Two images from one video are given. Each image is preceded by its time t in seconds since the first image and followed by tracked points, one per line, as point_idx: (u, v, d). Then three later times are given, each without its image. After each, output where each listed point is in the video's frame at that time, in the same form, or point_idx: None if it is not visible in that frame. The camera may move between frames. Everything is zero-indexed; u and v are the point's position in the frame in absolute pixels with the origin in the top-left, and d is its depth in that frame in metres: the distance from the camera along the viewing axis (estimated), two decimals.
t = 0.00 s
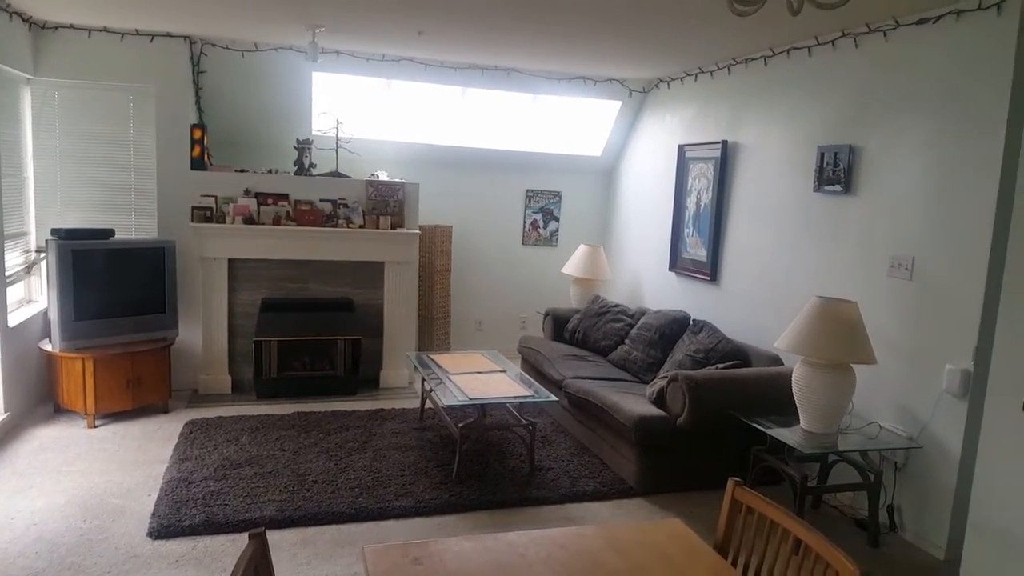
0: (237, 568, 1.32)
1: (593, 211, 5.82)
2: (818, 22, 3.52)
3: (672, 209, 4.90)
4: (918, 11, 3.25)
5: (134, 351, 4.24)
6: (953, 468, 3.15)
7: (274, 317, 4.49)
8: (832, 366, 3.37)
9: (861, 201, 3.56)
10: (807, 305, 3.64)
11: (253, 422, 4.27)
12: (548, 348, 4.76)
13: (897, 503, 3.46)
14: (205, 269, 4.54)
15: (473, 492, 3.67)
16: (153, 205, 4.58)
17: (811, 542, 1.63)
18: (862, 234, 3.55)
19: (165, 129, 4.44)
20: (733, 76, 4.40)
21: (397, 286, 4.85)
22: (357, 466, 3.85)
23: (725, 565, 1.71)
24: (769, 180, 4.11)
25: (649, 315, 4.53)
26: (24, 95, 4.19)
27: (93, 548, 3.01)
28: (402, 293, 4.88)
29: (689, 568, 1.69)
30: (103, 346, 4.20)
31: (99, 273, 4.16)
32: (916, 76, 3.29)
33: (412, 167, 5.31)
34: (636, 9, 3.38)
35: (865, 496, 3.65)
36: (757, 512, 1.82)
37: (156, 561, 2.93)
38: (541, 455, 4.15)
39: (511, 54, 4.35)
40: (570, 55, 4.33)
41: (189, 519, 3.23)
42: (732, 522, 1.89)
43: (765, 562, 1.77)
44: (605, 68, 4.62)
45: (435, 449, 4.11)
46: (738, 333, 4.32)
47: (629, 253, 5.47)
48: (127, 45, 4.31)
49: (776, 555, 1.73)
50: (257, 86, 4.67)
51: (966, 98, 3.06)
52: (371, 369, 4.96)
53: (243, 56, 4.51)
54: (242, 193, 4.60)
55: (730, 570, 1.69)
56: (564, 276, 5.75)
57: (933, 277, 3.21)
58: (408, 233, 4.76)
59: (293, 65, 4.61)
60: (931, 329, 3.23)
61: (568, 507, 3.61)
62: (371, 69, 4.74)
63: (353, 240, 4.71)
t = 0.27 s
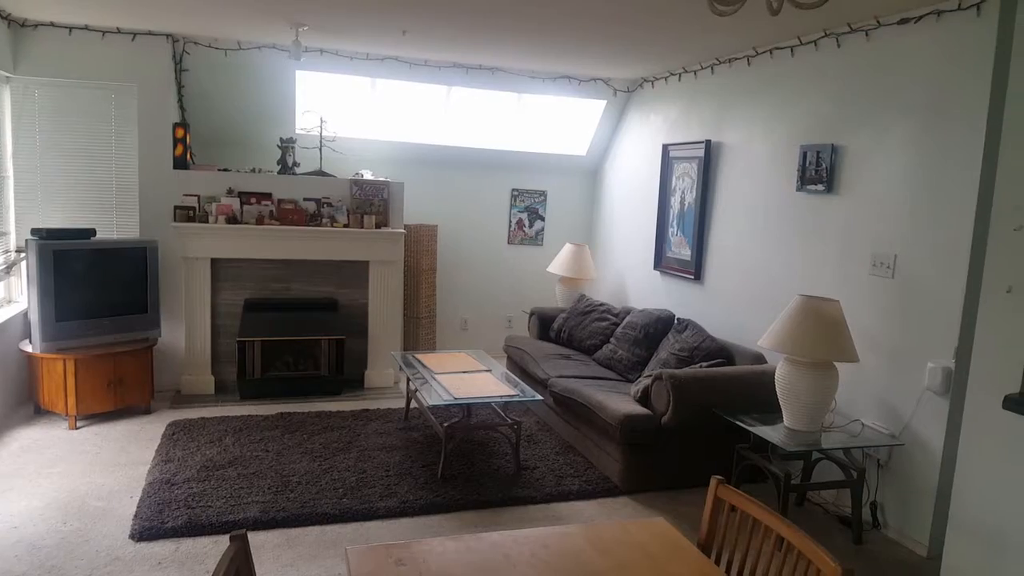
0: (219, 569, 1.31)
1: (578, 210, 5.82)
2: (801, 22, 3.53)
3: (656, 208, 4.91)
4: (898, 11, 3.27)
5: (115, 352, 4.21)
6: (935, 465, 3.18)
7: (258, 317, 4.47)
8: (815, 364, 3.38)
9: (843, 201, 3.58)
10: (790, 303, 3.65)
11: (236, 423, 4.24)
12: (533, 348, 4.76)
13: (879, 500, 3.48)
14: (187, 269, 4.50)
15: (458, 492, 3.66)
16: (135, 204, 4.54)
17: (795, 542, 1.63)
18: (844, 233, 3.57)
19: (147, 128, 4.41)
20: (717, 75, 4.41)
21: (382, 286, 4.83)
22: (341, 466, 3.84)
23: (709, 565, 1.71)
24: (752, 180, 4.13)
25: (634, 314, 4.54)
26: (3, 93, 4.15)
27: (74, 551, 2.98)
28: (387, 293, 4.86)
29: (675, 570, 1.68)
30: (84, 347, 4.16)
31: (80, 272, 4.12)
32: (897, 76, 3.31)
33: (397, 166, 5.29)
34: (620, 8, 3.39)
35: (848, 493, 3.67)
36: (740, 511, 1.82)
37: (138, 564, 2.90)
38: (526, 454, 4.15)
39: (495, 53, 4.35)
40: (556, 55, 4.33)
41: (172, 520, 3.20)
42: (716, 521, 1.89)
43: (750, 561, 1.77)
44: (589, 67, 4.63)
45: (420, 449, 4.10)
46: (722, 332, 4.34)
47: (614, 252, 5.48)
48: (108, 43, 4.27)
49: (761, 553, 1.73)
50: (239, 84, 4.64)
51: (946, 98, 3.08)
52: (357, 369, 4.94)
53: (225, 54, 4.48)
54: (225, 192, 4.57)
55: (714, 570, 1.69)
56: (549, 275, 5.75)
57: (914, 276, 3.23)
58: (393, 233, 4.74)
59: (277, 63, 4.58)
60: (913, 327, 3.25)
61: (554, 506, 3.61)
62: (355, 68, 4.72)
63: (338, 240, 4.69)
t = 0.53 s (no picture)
0: (207, 570, 1.30)
1: (567, 210, 5.83)
2: (789, 23, 3.54)
3: (645, 209, 4.91)
4: (885, 13, 3.28)
5: (104, 352, 4.20)
6: (923, 464, 3.19)
7: (247, 317, 4.46)
8: (804, 364, 3.39)
9: (831, 201, 3.59)
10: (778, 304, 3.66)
11: (225, 423, 4.23)
12: (523, 348, 4.75)
13: (868, 500, 3.49)
14: (176, 270, 4.49)
15: (448, 492, 3.66)
16: (123, 205, 4.53)
17: (784, 542, 1.63)
18: (832, 233, 3.58)
19: (135, 128, 4.40)
20: (705, 76, 4.42)
21: (372, 286, 4.83)
22: (330, 467, 3.83)
23: (698, 565, 1.71)
24: (741, 180, 4.13)
25: (623, 314, 4.54)
26: None
27: (62, 552, 2.96)
28: (377, 293, 4.86)
29: (665, 570, 1.68)
30: (72, 347, 4.14)
31: (68, 273, 4.11)
32: (885, 77, 3.31)
33: (386, 166, 5.29)
34: (608, 9, 3.39)
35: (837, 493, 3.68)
36: (729, 511, 1.82)
37: (127, 565, 2.89)
38: (516, 454, 4.15)
39: (484, 53, 4.35)
40: (544, 55, 4.33)
41: (160, 521, 3.19)
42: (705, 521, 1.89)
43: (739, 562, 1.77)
44: (578, 68, 4.63)
45: (409, 449, 4.10)
46: (711, 332, 4.35)
47: (603, 252, 5.48)
48: (96, 43, 4.26)
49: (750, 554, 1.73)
50: (228, 84, 4.63)
51: (933, 99, 3.09)
52: (346, 370, 4.93)
53: (214, 54, 4.47)
54: (213, 192, 4.56)
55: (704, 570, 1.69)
56: (539, 275, 5.75)
57: (902, 276, 3.24)
58: (382, 233, 4.74)
59: (265, 63, 4.57)
60: (901, 328, 3.26)
61: (543, 507, 3.61)
62: (344, 68, 4.72)
63: (327, 241, 4.68)
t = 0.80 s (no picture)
0: (201, 569, 1.30)
1: (561, 210, 5.83)
2: (782, 22, 3.53)
3: (638, 208, 4.91)
4: (879, 12, 3.27)
5: (97, 351, 4.21)
6: (916, 465, 3.18)
7: (240, 316, 4.47)
8: (797, 364, 3.38)
9: (823, 201, 3.58)
10: (771, 304, 3.65)
11: (218, 422, 4.24)
12: (516, 347, 4.75)
13: (860, 501, 3.48)
14: (170, 268, 4.50)
15: (440, 491, 3.66)
16: (117, 203, 4.54)
17: (776, 541, 1.63)
18: (824, 233, 3.57)
19: (129, 127, 4.41)
20: (697, 76, 4.41)
21: (365, 286, 4.83)
22: (323, 466, 3.84)
23: (689, 564, 1.71)
24: (734, 180, 4.13)
25: (616, 314, 4.54)
26: None
27: (55, 550, 2.97)
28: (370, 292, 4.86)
29: (657, 568, 1.68)
30: (66, 346, 4.15)
31: (63, 271, 4.11)
32: (879, 77, 3.30)
33: (378, 165, 5.29)
34: (599, 8, 3.37)
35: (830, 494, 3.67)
36: (721, 510, 1.82)
37: (120, 563, 2.90)
38: (509, 453, 4.15)
39: (476, 53, 4.35)
40: (537, 54, 4.32)
41: (154, 519, 3.20)
42: (697, 520, 1.89)
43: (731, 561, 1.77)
44: (570, 67, 4.62)
45: (402, 448, 4.10)
46: (703, 332, 4.34)
47: (596, 252, 5.48)
48: (90, 42, 4.26)
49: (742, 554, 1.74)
50: (220, 83, 4.63)
51: (927, 100, 3.08)
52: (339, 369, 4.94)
53: (206, 54, 4.47)
54: (206, 192, 4.57)
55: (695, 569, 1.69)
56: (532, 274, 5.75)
57: (895, 276, 3.23)
58: (374, 232, 4.74)
59: (257, 63, 4.58)
60: (894, 328, 3.25)
61: (536, 506, 3.61)
62: (337, 68, 4.72)
63: (321, 240, 4.69)
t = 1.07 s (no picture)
0: (201, 569, 1.30)
1: (562, 210, 5.82)
2: (784, 21, 3.51)
3: (640, 208, 4.90)
4: (882, 10, 3.25)
5: (101, 352, 4.22)
6: (920, 466, 3.16)
7: (243, 317, 4.48)
8: (799, 364, 3.37)
9: (826, 200, 3.56)
10: (773, 304, 3.64)
11: (221, 422, 4.25)
12: (518, 347, 4.75)
13: (865, 501, 3.46)
14: (173, 269, 4.51)
15: (442, 491, 3.66)
16: (120, 204, 4.55)
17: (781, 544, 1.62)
18: (826, 232, 3.56)
19: (131, 129, 4.42)
20: (698, 75, 4.40)
21: (366, 286, 4.84)
22: (325, 466, 3.85)
23: (694, 566, 1.70)
24: (735, 179, 4.11)
25: (618, 314, 4.53)
26: None
27: (60, 549, 2.99)
28: (372, 293, 4.87)
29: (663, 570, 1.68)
30: (70, 347, 4.17)
31: (67, 272, 4.13)
32: (881, 75, 3.29)
33: (380, 166, 5.29)
34: (599, 8, 3.36)
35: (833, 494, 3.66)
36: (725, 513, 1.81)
37: (124, 562, 2.91)
38: (511, 454, 4.15)
39: (476, 53, 4.35)
40: (537, 54, 4.31)
41: (157, 519, 3.21)
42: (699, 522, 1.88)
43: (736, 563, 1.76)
44: (571, 67, 4.61)
45: (404, 448, 4.10)
46: (705, 332, 4.33)
47: (597, 252, 5.47)
48: (93, 44, 4.28)
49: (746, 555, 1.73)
50: (222, 85, 4.64)
51: (930, 98, 3.06)
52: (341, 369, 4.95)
53: (208, 55, 4.49)
54: (209, 193, 4.58)
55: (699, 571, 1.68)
56: (533, 275, 5.75)
57: (898, 276, 3.21)
58: (376, 232, 4.75)
59: (258, 64, 4.59)
60: (897, 328, 3.24)
61: (538, 507, 3.61)
62: (338, 69, 4.73)
63: (323, 240, 4.70)
